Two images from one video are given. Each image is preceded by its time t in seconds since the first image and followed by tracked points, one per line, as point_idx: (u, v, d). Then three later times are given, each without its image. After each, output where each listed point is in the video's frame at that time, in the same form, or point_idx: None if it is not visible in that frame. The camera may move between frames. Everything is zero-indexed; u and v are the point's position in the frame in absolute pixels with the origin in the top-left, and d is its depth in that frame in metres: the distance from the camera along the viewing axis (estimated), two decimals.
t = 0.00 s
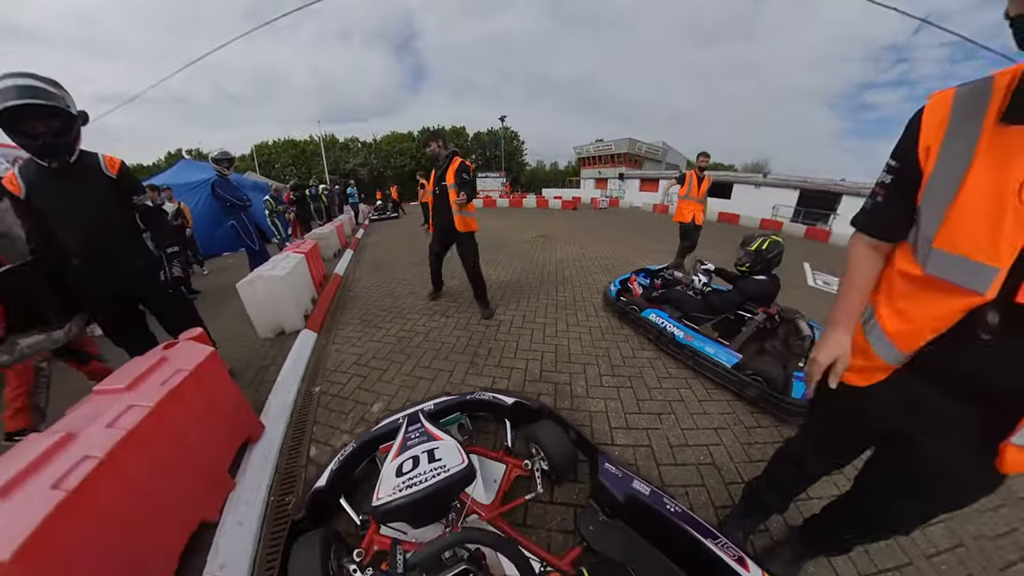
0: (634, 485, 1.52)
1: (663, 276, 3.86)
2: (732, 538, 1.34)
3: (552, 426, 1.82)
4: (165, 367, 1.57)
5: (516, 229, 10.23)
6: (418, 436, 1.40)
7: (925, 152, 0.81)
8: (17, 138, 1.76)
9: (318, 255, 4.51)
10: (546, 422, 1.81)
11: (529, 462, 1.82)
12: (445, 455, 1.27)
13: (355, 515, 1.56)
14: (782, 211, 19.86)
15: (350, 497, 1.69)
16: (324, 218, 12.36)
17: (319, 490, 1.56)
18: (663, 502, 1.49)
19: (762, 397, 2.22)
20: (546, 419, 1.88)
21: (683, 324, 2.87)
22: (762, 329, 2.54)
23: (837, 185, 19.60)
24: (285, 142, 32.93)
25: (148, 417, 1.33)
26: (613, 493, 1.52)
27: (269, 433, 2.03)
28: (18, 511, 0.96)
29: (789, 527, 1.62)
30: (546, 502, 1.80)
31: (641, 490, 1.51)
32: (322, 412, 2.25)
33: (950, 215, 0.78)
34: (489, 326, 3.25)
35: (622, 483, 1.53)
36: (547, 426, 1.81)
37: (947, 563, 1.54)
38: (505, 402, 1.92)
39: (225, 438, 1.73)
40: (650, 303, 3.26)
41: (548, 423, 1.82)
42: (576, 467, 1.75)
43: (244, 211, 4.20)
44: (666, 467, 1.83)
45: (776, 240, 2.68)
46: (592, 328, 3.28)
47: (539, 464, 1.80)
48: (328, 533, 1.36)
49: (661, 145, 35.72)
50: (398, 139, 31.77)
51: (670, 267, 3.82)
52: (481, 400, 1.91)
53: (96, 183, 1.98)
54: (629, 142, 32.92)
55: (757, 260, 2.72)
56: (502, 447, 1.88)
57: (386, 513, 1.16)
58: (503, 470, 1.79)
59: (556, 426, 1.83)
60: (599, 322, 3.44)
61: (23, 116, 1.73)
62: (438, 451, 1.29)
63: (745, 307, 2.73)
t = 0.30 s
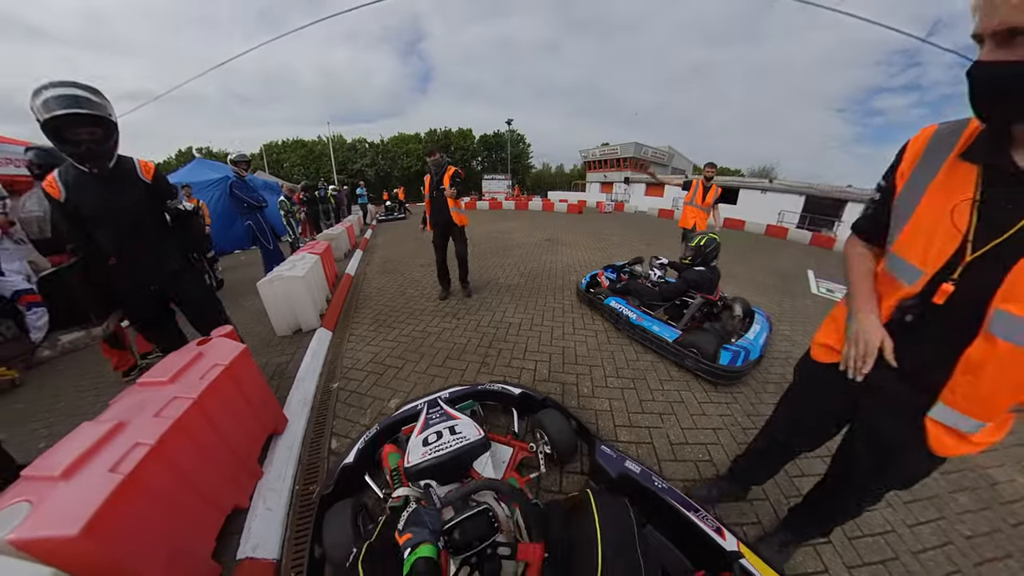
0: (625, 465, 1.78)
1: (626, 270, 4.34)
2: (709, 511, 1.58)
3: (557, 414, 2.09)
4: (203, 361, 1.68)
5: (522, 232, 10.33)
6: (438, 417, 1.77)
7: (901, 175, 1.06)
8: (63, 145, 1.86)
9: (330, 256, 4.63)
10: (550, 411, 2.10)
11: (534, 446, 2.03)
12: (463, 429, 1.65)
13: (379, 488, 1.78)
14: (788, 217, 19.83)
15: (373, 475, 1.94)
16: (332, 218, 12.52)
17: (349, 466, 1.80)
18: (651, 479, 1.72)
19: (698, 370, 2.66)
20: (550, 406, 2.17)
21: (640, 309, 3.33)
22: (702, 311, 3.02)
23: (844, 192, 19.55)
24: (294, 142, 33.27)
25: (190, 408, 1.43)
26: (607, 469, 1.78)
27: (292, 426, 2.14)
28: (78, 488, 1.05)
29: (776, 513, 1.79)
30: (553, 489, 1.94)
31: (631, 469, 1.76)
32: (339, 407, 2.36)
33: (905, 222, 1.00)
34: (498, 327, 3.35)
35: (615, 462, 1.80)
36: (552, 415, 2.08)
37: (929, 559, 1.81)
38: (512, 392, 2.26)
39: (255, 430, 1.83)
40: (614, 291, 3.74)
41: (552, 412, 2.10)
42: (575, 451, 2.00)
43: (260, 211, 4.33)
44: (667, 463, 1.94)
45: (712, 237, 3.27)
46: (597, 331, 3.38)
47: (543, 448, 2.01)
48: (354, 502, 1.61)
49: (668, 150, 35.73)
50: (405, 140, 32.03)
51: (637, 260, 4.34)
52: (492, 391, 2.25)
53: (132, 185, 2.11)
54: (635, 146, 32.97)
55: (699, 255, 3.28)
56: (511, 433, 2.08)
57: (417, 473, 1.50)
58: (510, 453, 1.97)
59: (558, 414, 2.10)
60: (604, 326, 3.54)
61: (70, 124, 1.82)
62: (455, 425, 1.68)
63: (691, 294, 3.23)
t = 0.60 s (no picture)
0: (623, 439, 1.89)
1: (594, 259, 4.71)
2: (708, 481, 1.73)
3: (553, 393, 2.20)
4: (196, 345, 1.63)
5: (520, 232, 10.31)
6: (437, 390, 1.89)
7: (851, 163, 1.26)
8: (63, 110, 1.83)
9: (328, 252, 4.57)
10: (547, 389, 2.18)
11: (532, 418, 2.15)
12: (462, 396, 1.80)
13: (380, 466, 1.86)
14: (784, 220, 20.00)
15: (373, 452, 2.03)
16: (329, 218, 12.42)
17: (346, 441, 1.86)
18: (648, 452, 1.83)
19: (658, 339, 2.97)
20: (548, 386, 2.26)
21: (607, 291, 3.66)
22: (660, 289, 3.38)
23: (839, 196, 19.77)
24: (291, 142, 33.09)
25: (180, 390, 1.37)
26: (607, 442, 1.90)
27: (287, 418, 2.08)
28: (54, 472, 0.98)
29: (790, 502, 1.79)
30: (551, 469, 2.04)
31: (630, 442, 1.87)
32: (337, 399, 2.31)
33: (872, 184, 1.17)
34: (499, 321, 3.31)
35: (614, 436, 1.91)
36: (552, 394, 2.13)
37: (942, 545, 1.79)
38: (512, 371, 2.41)
39: (247, 420, 1.76)
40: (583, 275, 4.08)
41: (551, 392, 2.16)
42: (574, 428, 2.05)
43: (257, 206, 4.26)
44: (676, 453, 1.93)
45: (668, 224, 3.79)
46: (599, 326, 3.35)
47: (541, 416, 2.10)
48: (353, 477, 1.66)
49: (664, 154, 36.15)
50: (403, 142, 31.97)
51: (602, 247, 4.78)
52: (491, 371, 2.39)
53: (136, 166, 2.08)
54: (632, 150, 33.19)
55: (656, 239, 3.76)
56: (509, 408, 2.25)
57: (418, 433, 1.60)
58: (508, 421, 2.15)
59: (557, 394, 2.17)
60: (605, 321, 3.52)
61: (75, 89, 1.80)
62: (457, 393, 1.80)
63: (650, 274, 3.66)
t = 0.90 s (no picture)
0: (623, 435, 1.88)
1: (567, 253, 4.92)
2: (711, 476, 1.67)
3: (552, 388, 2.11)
4: (151, 351, 1.46)
5: (515, 233, 10.17)
6: (426, 385, 1.66)
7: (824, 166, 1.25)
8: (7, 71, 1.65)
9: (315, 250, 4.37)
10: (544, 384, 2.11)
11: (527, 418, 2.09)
12: (453, 391, 1.55)
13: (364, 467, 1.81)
14: (776, 222, 20.19)
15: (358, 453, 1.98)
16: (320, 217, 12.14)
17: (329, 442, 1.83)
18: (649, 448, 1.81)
19: (624, 323, 3.21)
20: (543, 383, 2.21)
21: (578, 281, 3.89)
22: (626, 276, 3.64)
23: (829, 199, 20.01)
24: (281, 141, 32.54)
25: (124, 407, 1.21)
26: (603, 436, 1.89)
27: (263, 432, 1.91)
28: None
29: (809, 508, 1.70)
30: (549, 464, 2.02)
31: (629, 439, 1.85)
32: (321, 411, 2.13)
33: (852, 171, 1.16)
34: (496, 322, 3.17)
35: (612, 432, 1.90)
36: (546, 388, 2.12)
37: (967, 552, 1.68)
38: (505, 368, 2.43)
39: (213, 435, 1.60)
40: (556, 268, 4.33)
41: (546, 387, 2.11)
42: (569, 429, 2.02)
43: (240, 200, 4.04)
44: (694, 463, 1.79)
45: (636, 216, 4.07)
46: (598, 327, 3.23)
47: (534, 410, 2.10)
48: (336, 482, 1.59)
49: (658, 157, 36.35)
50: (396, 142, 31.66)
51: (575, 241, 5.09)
52: (484, 368, 2.37)
53: (103, 146, 1.89)
54: (625, 152, 33.32)
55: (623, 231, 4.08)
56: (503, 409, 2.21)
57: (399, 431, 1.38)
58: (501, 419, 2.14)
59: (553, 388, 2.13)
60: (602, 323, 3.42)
61: (15, 48, 1.60)
62: (445, 390, 1.55)
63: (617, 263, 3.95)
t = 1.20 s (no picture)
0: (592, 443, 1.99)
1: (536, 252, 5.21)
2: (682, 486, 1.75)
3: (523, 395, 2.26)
4: (95, 384, 1.29)
5: (507, 236, 10.06)
6: (391, 391, 2.04)
7: (876, 161, 1.04)
8: None
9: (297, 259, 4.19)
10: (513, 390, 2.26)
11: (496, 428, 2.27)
12: (411, 397, 1.97)
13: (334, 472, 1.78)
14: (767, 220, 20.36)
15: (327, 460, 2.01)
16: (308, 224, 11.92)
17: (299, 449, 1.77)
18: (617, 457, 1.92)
19: (585, 319, 3.48)
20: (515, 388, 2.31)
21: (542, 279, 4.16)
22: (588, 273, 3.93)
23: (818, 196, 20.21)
24: (269, 147, 32.11)
25: (56, 453, 1.05)
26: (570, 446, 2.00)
27: (231, 464, 1.75)
28: None
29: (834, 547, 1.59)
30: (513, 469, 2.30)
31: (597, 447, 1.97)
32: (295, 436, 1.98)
33: (928, 163, 0.96)
34: (490, 331, 3.13)
35: (580, 441, 2.01)
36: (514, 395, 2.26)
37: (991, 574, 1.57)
38: (476, 374, 2.51)
39: (171, 472, 1.44)
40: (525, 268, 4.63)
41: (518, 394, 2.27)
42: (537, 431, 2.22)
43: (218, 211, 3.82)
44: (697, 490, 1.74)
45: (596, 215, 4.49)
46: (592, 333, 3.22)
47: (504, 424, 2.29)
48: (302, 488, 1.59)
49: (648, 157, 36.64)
50: (386, 147, 31.39)
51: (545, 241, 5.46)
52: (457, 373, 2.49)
53: (53, 158, 1.69)
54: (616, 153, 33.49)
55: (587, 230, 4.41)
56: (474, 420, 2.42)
57: (359, 432, 1.77)
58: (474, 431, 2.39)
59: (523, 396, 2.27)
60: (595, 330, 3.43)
61: None
62: (404, 399, 1.93)
63: (580, 260, 4.26)
